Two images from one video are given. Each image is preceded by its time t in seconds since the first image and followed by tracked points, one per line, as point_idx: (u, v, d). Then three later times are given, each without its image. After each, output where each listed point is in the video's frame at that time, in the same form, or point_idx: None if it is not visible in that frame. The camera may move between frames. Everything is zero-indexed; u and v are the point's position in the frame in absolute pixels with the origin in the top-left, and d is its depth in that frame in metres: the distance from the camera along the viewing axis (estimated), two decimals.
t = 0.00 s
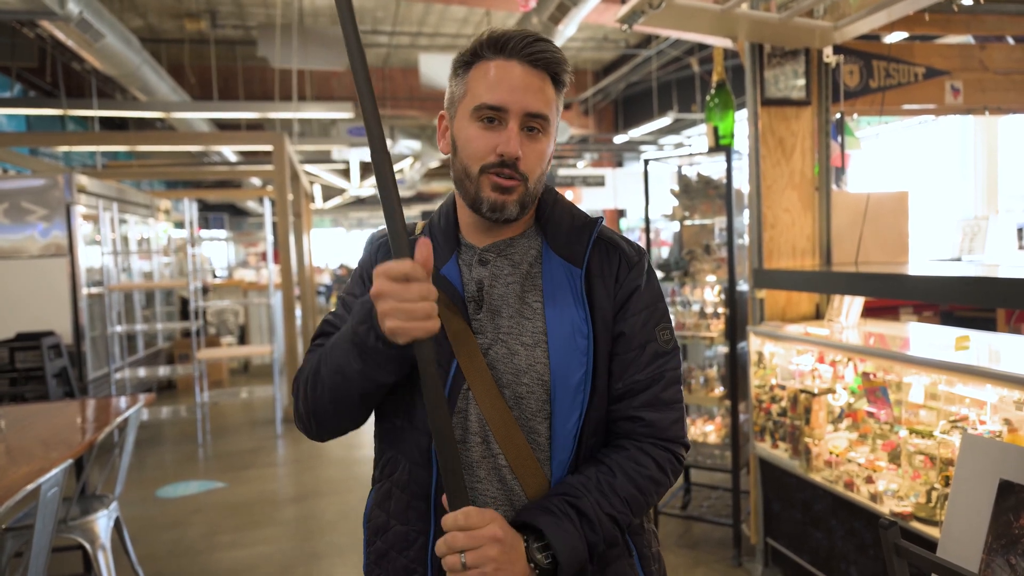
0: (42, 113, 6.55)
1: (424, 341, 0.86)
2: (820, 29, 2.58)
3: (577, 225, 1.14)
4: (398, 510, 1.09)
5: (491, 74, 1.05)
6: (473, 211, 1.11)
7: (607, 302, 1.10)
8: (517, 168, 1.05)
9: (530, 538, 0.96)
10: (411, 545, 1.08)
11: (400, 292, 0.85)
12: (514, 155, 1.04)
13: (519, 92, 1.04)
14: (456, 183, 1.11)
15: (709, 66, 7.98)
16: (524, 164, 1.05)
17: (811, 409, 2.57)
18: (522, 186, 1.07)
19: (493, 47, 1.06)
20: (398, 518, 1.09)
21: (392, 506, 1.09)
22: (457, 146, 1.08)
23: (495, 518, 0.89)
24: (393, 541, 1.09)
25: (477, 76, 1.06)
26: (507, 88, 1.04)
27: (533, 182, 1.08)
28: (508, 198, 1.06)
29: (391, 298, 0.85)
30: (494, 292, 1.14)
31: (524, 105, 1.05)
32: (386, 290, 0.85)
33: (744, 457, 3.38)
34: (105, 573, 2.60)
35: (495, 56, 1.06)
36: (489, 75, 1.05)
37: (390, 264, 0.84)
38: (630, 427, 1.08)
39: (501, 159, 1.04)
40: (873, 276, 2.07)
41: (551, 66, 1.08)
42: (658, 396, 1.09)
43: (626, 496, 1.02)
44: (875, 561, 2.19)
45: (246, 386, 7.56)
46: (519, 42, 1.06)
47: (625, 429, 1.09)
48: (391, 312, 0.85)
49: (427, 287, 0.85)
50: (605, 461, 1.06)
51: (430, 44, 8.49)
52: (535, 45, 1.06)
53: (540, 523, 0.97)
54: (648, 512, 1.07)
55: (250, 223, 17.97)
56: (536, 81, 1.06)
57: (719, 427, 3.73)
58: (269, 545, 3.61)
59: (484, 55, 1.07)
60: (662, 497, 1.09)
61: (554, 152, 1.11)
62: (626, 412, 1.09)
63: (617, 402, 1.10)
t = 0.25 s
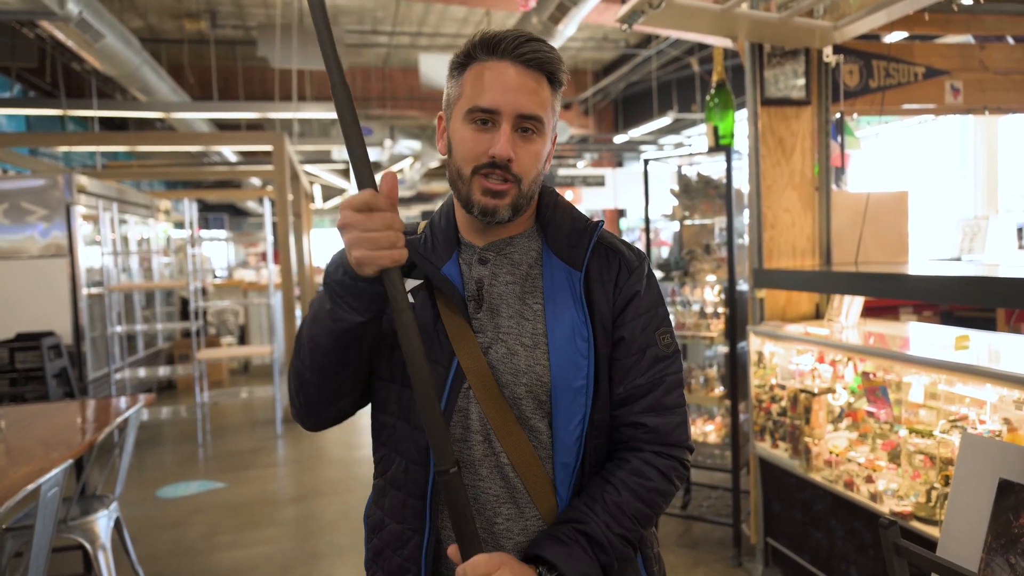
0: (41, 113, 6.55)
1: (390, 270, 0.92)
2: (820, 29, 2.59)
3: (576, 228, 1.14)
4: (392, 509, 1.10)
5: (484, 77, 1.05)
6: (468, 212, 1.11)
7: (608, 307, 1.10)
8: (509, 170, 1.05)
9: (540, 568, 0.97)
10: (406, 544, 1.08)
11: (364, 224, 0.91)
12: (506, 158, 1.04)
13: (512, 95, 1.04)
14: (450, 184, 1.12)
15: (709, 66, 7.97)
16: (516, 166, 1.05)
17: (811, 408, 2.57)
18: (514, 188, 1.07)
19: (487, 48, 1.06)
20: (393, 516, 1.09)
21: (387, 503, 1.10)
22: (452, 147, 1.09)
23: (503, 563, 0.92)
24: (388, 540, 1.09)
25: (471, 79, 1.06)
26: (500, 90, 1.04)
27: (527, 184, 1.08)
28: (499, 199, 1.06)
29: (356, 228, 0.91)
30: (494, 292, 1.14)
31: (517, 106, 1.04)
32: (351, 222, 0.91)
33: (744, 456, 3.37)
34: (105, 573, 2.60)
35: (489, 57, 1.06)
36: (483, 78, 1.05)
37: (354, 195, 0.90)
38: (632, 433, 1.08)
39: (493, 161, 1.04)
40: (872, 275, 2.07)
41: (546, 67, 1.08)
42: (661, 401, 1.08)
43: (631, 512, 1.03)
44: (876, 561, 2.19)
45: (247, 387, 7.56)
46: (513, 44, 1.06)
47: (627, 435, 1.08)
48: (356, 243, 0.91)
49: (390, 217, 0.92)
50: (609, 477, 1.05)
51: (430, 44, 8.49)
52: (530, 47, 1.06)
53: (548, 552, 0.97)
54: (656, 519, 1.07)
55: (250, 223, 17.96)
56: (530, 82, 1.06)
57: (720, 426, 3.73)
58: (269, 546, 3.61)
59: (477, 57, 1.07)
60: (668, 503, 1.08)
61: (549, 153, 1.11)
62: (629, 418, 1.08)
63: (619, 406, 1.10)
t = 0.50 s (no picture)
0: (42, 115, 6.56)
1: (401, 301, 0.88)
2: (819, 31, 2.59)
3: (581, 232, 1.15)
4: (396, 513, 1.09)
5: (484, 77, 1.06)
6: (472, 214, 1.11)
7: (613, 308, 1.10)
8: (511, 171, 1.05)
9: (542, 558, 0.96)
10: (410, 547, 1.08)
11: (373, 262, 0.89)
12: (508, 159, 1.04)
13: (513, 95, 1.04)
14: (453, 185, 1.12)
15: (709, 67, 7.98)
16: (518, 167, 1.05)
17: (811, 410, 2.57)
18: (517, 189, 1.07)
19: (489, 49, 1.06)
20: (397, 520, 1.09)
21: (391, 507, 1.10)
22: (454, 148, 1.09)
23: (511, 555, 0.90)
24: (391, 545, 1.09)
25: (473, 79, 1.07)
26: (501, 91, 1.04)
27: (530, 185, 1.08)
28: (502, 200, 1.06)
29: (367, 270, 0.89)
30: (497, 294, 1.14)
31: (519, 107, 1.05)
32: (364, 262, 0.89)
33: (744, 458, 3.35)
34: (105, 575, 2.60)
35: (490, 58, 1.07)
36: (483, 78, 1.06)
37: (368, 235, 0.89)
38: (638, 434, 1.08)
39: (494, 162, 1.04)
40: (872, 277, 2.07)
41: (547, 68, 1.08)
42: (667, 401, 1.08)
43: (634, 508, 1.03)
44: (876, 563, 2.19)
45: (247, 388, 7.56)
46: (514, 45, 1.06)
47: (632, 436, 1.08)
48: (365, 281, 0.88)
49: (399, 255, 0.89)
50: (613, 472, 1.06)
51: (430, 45, 8.50)
52: (530, 48, 1.06)
53: (550, 541, 0.97)
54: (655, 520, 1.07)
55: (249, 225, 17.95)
56: (531, 83, 1.06)
57: (720, 428, 3.74)
58: (269, 547, 3.60)
59: (479, 58, 1.07)
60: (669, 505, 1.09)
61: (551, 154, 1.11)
62: (635, 418, 1.09)
63: (624, 408, 1.10)
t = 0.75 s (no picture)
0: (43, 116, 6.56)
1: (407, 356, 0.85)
2: (820, 31, 2.59)
3: (581, 233, 1.15)
4: (407, 516, 1.09)
5: (485, 80, 1.05)
6: (475, 217, 1.11)
7: (613, 306, 1.10)
8: (515, 171, 1.05)
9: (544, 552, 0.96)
10: (421, 550, 1.08)
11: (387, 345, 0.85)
12: (511, 159, 1.04)
13: (514, 96, 1.04)
14: (456, 188, 1.12)
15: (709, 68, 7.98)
16: (521, 167, 1.05)
17: (811, 411, 2.57)
18: (521, 190, 1.07)
19: (488, 51, 1.06)
20: (408, 523, 1.09)
21: (402, 511, 1.10)
22: (456, 152, 1.09)
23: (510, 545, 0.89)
24: (403, 548, 1.09)
25: (473, 81, 1.07)
26: (502, 92, 1.04)
27: (533, 186, 1.08)
28: (506, 201, 1.07)
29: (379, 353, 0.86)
30: (498, 297, 1.14)
31: (520, 107, 1.05)
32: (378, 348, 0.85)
33: (744, 459, 3.32)
34: None
35: (489, 60, 1.06)
36: (484, 81, 1.05)
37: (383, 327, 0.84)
38: (638, 430, 1.08)
39: (498, 163, 1.04)
40: (873, 278, 2.07)
41: (546, 67, 1.08)
42: (668, 398, 1.08)
43: (634, 502, 1.02)
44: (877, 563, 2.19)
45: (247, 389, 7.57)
46: (513, 46, 1.06)
47: (633, 433, 1.08)
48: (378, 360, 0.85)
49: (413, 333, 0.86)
50: (613, 467, 1.05)
51: (430, 46, 8.50)
52: (529, 48, 1.06)
53: (549, 532, 0.96)
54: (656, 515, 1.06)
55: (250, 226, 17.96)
56: (531, 83, 1.06)
57: (720, 428, 3.75)
58: (270, 548, 3.61)
59: (479, 60, 1.07)
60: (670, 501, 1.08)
61: (552, 153, 1.11)
62: (635, 416, 1.08)
63: (625, 407, 1.10)
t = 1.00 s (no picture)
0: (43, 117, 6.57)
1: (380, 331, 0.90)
2: (819, 31, 2.59)
3: (579, 237, 1.15)
4: (404, 516, 1.09)
5: (481, 80, 1.06)
6: (473, 217, 1.12)
7: (609, 310, 1.11)
8: (512, 170, 1.06)
9: None
10: (417, 551, 1.08)
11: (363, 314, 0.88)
12: (508, 158, 1.04)
13: (510, 95, 1.05)
14: (454, 188, 1.12)
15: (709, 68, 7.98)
16: (519, 166, 1.06)
17: (811, 411, 2.57)
18: (519, 189, 1.07)
19: (483, 51, 1.07)
20: (405, 524, 1.09)
21: (398, 511, 1.10)
22: (453, 152, 1.10)
23: None
24: (400, 548, 1.09)
25: (469, 82, 1.07)
26: (498, 91, 1.05)
27: (531, 185, 1.08)
28: (505, 200, 1.07)
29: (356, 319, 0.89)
30: (495, 297, 1.14)
31: (517, 106, 1.05)
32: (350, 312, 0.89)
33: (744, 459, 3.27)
34: None
35: (484, 60, 1.07)
36: (479, 81, 1.06)
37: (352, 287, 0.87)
38: (633, 438, 1.08)
39: (495, 162, 1.05)
40: (873, 277, 2.08)
41: (541, 66, 1.08)
42: (663, 403, 1.08)
43: (638, 533, 1.04)
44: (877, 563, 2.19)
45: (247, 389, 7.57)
46: (507, 46, 1.06)
47: (630, 441, 1.08)
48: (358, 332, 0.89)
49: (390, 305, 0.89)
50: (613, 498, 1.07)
51: (430, 46, 8.50)
52: (524, 47, 1.06)
53: None
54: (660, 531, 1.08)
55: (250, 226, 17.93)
56: (526, 81, 1.06)
57: (720, 428, 3.75)
58: (270, 548, 3.61)
59: (474, 61, 1.07)
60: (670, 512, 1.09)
61: (550, 151, 1.11)
62: (630, 422, 1.09)
63: (621, 411, 1.10)
